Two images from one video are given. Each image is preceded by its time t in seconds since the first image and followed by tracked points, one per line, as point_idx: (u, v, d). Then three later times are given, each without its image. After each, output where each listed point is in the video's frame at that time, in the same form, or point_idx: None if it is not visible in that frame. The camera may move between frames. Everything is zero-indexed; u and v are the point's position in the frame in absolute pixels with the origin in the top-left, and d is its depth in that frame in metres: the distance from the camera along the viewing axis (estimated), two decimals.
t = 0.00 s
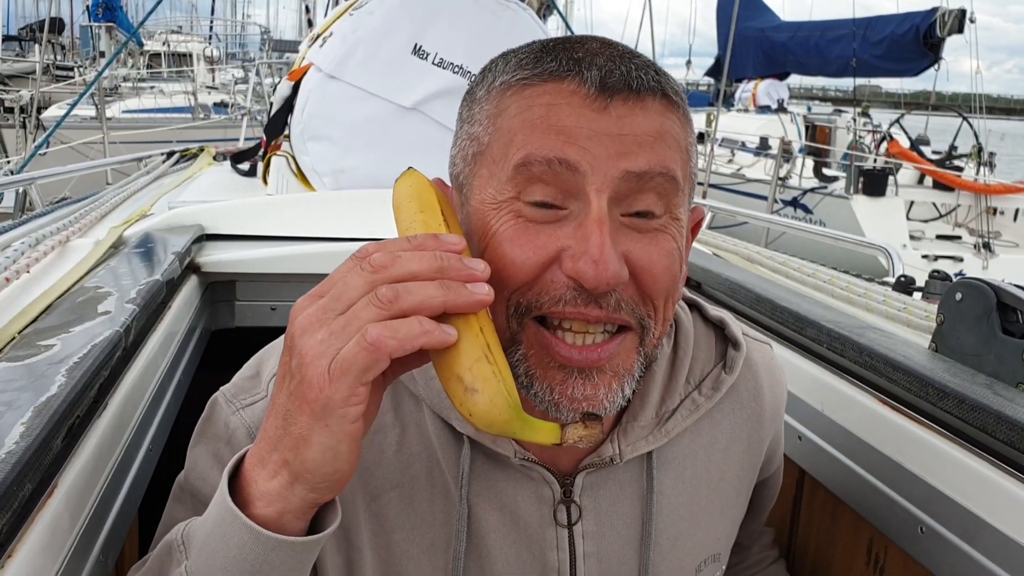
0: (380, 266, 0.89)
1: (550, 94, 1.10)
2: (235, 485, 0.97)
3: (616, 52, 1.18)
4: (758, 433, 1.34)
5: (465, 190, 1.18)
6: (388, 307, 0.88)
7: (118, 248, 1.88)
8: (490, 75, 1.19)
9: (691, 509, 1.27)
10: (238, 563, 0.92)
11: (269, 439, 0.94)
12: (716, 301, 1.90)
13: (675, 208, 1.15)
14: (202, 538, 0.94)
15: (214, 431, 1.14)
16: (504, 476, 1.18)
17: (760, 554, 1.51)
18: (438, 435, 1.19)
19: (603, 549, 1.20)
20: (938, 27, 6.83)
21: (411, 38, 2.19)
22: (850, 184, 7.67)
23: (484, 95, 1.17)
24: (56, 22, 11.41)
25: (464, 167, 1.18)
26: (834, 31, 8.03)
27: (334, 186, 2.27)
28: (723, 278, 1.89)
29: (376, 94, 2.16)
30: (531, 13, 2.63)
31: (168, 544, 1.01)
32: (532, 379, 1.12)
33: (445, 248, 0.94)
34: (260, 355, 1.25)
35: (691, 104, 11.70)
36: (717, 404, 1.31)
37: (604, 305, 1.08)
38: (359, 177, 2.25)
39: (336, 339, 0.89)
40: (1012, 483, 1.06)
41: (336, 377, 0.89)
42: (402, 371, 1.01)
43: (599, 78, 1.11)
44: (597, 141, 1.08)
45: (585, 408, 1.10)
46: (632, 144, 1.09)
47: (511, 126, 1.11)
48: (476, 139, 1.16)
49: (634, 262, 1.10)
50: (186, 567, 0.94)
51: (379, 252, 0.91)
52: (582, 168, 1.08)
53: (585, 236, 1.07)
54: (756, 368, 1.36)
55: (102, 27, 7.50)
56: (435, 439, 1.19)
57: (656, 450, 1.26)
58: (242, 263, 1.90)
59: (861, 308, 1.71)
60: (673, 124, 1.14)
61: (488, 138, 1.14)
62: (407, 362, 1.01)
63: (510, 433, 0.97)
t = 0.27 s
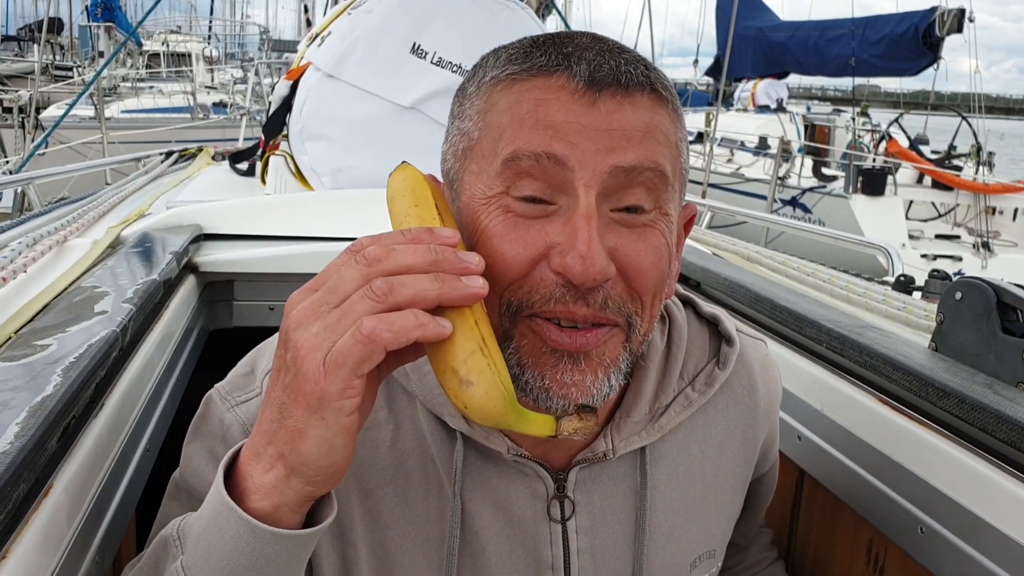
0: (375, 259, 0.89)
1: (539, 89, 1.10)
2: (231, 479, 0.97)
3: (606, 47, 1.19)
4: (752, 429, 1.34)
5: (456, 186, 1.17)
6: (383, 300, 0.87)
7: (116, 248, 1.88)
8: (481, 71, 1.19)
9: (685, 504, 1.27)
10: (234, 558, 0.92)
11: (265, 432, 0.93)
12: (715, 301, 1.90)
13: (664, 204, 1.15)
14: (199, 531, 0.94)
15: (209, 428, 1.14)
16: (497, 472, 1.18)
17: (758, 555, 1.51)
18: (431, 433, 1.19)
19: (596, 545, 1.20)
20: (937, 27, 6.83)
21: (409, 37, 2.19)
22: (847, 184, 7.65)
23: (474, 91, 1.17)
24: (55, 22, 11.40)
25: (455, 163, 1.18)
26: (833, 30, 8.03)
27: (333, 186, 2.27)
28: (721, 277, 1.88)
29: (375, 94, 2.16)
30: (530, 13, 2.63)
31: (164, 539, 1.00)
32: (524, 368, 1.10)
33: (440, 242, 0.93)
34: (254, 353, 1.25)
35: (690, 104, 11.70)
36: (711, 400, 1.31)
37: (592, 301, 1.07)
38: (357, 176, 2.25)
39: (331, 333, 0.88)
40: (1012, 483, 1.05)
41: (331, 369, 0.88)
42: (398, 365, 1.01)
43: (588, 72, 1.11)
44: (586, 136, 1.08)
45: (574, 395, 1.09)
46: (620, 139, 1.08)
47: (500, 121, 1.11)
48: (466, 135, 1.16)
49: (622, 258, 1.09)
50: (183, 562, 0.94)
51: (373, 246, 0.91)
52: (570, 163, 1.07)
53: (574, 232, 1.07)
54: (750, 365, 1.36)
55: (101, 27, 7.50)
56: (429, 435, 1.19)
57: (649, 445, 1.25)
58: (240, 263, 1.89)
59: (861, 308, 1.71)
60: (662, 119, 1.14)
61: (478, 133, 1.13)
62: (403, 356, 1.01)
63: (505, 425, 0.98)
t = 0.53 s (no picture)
0: (373, 263, 0.89)
1: (536, 90, 1.10)
2: (231, 482, 0.96)
3: (602, 47, 1.18)
4: (748, 429, 1.33)
5: (453, 186, 1.17)
6: (382, 304, 0.87)
7: (115, 250, 1.87)
8: (477, 71, 1.19)
9: (681, 503, 1.27)
10: (234, 561, 0.91)
11: (264, 436, 0.93)
12: (715, 301, 1.89)
13: (662, 203, 1.15)
14: (199, 534, 0.94)
15: (206, 429, 1.13)
16: (494, 471, 1.18)
17: (756, 557, 1.50)
18: (428, 432, 1.18)
19: (593, 544, 1.20)
20: (937, 27, 6.83)
21: (408, 38, 2.19)
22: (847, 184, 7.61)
23: (470, 91, 1.17)
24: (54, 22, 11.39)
25: (451, 163, 1.18)
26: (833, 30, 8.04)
27: (332, 187, 2.26)
28: (720, 278, 1.88)
29: (373, 94, 2.16)
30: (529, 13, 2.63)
31: (163, 543, 1.00)
32: (521, 373, 1.11)
33: (439, 246, 0.93)
34: (250, 354, 1.24)
35: (689, 104, 11.70)
36: (707, 398, 1.31)
37: (590, 300, 1.08)
38: (356, 177, 2.24)
39: (330, 337, 0.88)
40: (1011, 485, 1.05)
41: (330, 373, 0.88)
42: (397, 368, 1.01)
43: (584, 73, 1.10)
44: (583, 137, 1.07)
45: (572, 401, 1.10)
46: (617, 140, 1.08)
47: (497, 122, 1.10)
48: (462, 136, 1.15)
49: (621, 258, 1.09)
50: (183, 565, 0.94)
51: (372, 250, 0.90)
52: (567, 165, 1.07)
53: (572, 232, 1.07)
54: (747, 365, 1.36)
55: (100, 28, 7.49)
56: (426, 435, 1.18)
57: (646, 444, 1.25)
58: (238, 265, 1.89)
59: (861, 308, 1.71)
60: (659, 119, 1.13)
61: (475, 134, 1.13)
62: (402, 359, 1.00)
63: (504, 429, 0.97)
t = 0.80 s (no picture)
0: (369, 272, 0.89)
1: (526, 88, 1.10)
2: (229, 492, 0.97)
3: (591, 45, 1.19)
4: (740, 426, 1.34)
5: (444, 187, 1.17)
6: (379, 315, 0.87)
7: (113, 251, 1.87)
8: (466, 71, 1.19)
9: (673, 499, 1.28)
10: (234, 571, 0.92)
11: (261, 447, 0.93)
12: (713, 302, 1.90)
13: (653, 200, 1.15)
14: (198, 544, 0.94)
15: (201, 433, 1.14)
16: (487, 471, 1.18)
17: (753, 557, 1.50)
18: (422, 433, 1.19)
19: (587, 543, 1.21)
20: (934, 26, 6.84)
21: (405, 39, 2.19)
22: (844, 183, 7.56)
23: (460, 91, 1.17)
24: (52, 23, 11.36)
25: (442, 162, 1.18)
26: (830, 29, 8.04)
27: (330, 188, 2.26)
28: (717, 278, 1.88)
29: (371, 95, 2.16)
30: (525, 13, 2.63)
31: (161, 552, 1.00)
32: (515, 376, 1.11)
33: (434, 254, 0.93)
34: (245, 356, 1.25)
35: (687, 102, 11.70)
36: (699, 397, 1.31)
37: (583, 295, 1.08)
38: (354, 178, 2.25)
39: (326, 349, 0.88)
40: (1009, 483, 1.06)
41: (327, 387, 0.88)
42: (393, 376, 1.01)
43: (574, 71, 1.11)
44: (574, 134, 1.08)
45: (567, 404, 1.10)
46: (608, 137, 1.09)
47: (489, 121, 1.11)
48: (453, 135, 1.15)
49: (614, 255, 1.10)
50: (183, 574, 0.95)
51: (367, 259, 0.91)
52: (559, 162, 1.08)
53: (564, 229, 1.07)
54: (739, 362, 1.36)
55: (98, 28, 7.49)
56: (420, 436, 1.19)
57: (639, 442, 1.26)
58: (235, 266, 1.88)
59: (858, 308, 1.71)
60: (649, 116, 1.14)
61: (465, 133, 1.13)
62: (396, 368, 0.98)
63: (501, 439, 0.97)
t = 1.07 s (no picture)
0: (366, 281, 0.89)
1: (521, 91, 1.11)
2: (227, 499, 0.97)
3: (584, 47, 1.20)
4: (734, 426, 1.34)
5: (439, 190, 1.18)
6: (376, 323, 0.88)
7: (111, 253, 1.88)
8: (460, 74, 1.19)
9: (667, 499, 1.28)
10: None
11: (260, 454, 0.93)
12: (711, 304, 1.90)
13: (647, 202, 1.16)
14: (198, 551, 0.95)
15: (198, 437, 1.14)
16: (482, 473, 1.19)
17: (749, 557, 1.51)
18: (417, 435, 1.19)
19: (582, 542, 1.21)
20: (931, 26, 6.85)
21: (402, 41, 2.19)
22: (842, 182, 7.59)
23: (454, 94, 1.18)
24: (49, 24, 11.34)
25: (437, 166, 1.18)
26: (827, 29, 8.05)
27: (327, 190, 2.24)
28: (713, 280, 1.89)
29: (368, 98, 2.16)
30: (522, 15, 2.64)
31: (160, 558, 1.01)
32: (519, 377, 1.11)
33: (429, 260, 0.94)
34: (241, 360, 1.25)
35: (685, 103, 11.71)
36: (692, 397, 1.32)
37: (580, 301, 1.07)
38: (352, 180, 2.24)
39: (324, 357, 0.89)
40: (1003, 485, 1.06)
41: (325, 395, 0.88)
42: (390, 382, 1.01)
43: (569, 74, 1.11)
44: (570, 137, 1.09)
45: (567, 401, 1.10)
46: (603, 140, 1.10)
47: (485, 124, 1.11)
48: (448, 138, 1.16)
49: (611, 259, 1.10)
50: None
51: (363, 267, 0.91)
52: (556, 165, 1.08)
53: (562, 233, 1.08)
54: (732, 362, 1.37)
55: (94, 30, 7.48)
56: (416, 439, 1.19)
57: (634, 442, 1.26)
58: (235, 268, 1.89)
59: (855, 310, 1.72)
60: (643, 118, 1.15)
61: (461, 136, 1.14)
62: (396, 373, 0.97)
63: (498, 445, 0.98)
